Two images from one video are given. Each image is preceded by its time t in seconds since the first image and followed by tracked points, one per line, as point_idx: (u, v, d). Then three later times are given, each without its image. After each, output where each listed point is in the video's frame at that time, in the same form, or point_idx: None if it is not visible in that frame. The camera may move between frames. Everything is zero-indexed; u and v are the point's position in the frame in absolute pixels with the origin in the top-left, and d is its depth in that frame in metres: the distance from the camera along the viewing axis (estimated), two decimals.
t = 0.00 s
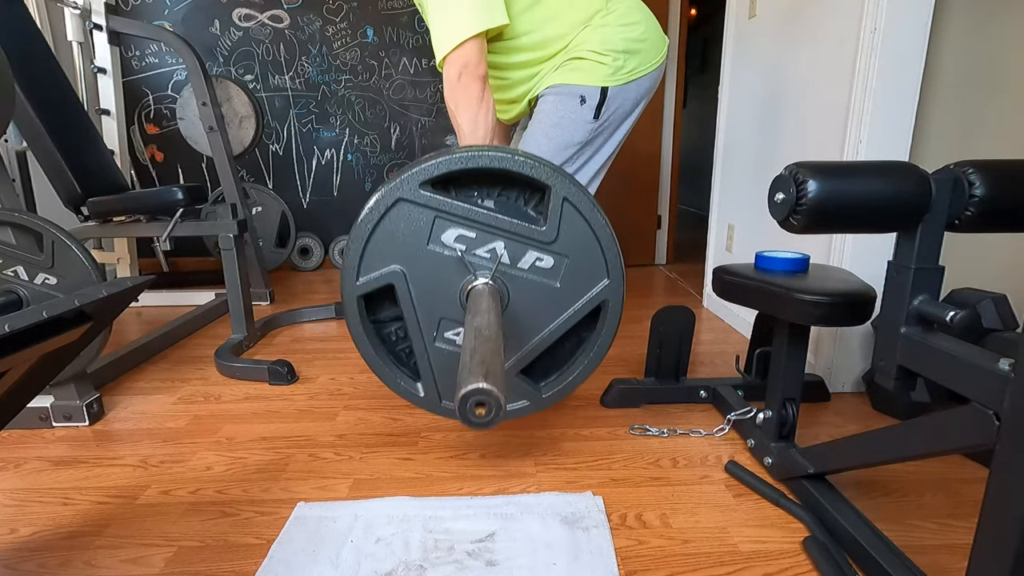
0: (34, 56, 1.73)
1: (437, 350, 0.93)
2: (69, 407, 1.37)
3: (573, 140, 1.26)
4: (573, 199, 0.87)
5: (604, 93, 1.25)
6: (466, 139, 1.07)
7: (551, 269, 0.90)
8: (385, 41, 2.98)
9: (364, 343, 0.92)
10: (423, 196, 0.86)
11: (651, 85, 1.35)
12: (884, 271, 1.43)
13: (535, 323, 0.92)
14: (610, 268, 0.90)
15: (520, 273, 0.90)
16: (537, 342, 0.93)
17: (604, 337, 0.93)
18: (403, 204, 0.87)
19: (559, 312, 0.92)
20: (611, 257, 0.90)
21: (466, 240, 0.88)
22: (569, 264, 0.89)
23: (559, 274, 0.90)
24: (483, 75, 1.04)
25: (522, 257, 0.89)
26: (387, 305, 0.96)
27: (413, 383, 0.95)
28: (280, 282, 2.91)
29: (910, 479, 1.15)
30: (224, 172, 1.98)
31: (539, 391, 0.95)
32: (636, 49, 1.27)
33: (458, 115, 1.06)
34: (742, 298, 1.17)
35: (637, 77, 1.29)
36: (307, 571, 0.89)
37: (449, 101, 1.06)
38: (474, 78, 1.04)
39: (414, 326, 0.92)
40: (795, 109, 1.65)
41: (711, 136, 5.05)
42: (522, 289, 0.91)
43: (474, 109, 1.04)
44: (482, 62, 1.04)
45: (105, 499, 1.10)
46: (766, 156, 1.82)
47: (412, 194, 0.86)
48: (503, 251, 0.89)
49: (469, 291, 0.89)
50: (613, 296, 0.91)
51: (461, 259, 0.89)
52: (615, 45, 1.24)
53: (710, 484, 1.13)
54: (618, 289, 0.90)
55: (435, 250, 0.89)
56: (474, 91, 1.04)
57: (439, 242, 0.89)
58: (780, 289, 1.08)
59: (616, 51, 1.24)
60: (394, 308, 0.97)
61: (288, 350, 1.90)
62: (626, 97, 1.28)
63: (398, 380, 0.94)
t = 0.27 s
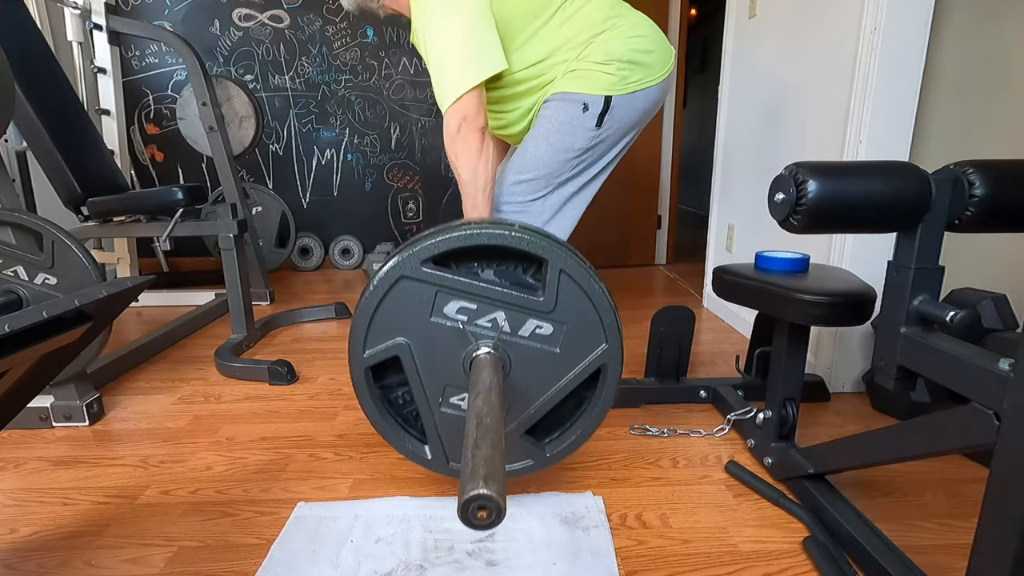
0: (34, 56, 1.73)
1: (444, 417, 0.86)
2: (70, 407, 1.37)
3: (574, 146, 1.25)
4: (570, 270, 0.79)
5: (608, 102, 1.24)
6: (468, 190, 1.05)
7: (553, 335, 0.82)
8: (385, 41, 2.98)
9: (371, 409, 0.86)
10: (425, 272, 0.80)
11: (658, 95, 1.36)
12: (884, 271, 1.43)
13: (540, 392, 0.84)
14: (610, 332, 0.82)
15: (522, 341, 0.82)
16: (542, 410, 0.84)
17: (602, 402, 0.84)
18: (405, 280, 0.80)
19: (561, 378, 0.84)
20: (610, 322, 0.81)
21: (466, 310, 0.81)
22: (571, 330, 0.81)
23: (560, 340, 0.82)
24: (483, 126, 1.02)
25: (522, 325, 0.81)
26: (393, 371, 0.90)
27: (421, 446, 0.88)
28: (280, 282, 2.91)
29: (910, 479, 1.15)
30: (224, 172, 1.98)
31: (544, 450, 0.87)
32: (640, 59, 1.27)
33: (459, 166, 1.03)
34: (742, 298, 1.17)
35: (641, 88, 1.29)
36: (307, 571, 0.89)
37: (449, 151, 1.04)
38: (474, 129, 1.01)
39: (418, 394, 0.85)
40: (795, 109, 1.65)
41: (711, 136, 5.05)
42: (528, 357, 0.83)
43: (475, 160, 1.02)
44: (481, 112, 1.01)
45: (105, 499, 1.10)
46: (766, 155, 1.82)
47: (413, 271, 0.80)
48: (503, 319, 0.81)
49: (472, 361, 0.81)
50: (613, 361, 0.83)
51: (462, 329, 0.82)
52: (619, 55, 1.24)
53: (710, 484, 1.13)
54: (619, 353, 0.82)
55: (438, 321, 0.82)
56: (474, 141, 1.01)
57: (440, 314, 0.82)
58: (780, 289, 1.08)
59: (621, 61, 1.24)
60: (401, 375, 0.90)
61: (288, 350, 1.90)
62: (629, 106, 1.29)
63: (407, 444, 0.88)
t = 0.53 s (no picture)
0: (34, 55, 1.73)
1: (447, 466, 0.86)
2: (70, 407, 1.37)
3: (574, 152, 1.27)
4: (563, 319, 0.79)
5: (609, 111, 1.26)
6: (470, 223, 1.15)
7: (550, 383, 0.82)
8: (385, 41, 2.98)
9: (375, 460, 0.87)
10: (421, 328, 0.80)
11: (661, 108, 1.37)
12: (883, 271, 1.43)
13: (539, 441, 0.84)
14: (606, 378, 0.81)
15: (519, 390, 0.82)
16: (542, 458, 0.84)
17: (603, 446, 0.84)
18: (401, 337, 0.81)
19: (560, 425, 0.83)
20: (605, 369, 0.81)
21: (463, 362, 0.82)
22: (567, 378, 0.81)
23: (557, 388, 0.82)
24: (483, 163, 1.10)
25: (519, 374, 0.81)
26: (396, 421, 0.91)
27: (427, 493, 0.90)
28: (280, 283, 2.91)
29: (910, 479, 1.15)
30: (224, 172, 1.98)
31: (545, 494, 0.89)
32: (642, 69, 1.28)
33: (461, 201, 1.13)
34: (742, 299, 1.17)
35: (645, 98, 1.30)
36: (307, 571, 0.89)
37: (451, 186, 1.13)
38: (474, 167, 1.09)
39: (420, 444, 0.85)
40: (795, 110, 1.65)
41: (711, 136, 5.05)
42: (526, 406, 0.82)
43: (476, 198, 1.12)
44: (481, 150, 1.09)
45: (105, 499, 1.10)
46: (766, 156, 1.82)
47: (409, 327, 0.80)
48: (500, 370, 0.81)
49: (471, 412, 0.81)
50: (610, 406, 0.82)
51: (459, 382, 0.82)
52: (621, 66, 1.26)
53: (710, 484, 1.13)
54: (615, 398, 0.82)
55: (436, 374, 0.82)
56: (475, 179, 1.10)
57: (438, 367, 0.82)
58: (780, 289, 1.08)
59: (622, 72, 1.26)
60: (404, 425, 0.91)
61: (288, 350, 1.90)
62: (631, 116, 1.30)
63: (411, 493, 0.89)
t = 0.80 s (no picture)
0: (34, 55, 1.73)
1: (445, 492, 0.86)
2: (70, 407, 1.37)
3: (571, 159, 1.27)
4: (553, 344, 0.79)
5: (608, 120, 1.27)
6: (469, 247, 1.17)
7: (543, 408, 0.81)
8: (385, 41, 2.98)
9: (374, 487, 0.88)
10: (414, 357, 0.80)
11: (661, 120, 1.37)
12: (883, 271, 1.43)
13: (535, 466, 0.84)
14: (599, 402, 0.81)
15: (513, 415, 0.82)
16: (537, 482, 0.84)
17: (599, 469, 0.84)
18: (395, 366, 0.81)
19: (555, 448, 0.83)
20: (597, 392, 0.80)
21: (457, 389, 0.81)
22: (560, 402, 0.81)
23: (551, 412, 0.81)
24: (482, 186, 1.12)
25: (512, 400, 0.81)
26: (394, 447, 0.91)
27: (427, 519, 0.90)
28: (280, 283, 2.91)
29: (910, 479, 1.15)
30: (224, 172, 1.98)
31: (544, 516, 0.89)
32: (644, 78, 1.28)
33: (461, 226, 1.15)
34: (742, 298, 1.17)
35: (647, 108, 1.30)
36: (308, 571, 0.89)
37: (451, 211, 1.15)
38: (473, 190, 1.11)
39: (418, 470, 0.85)
40: (795, 111, 1.65)
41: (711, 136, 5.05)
42: (521, 430, 0.82)
43: (475, 222, 1.14)
44: (479, 174, 1.11)
45: (105, 499, 1.10)
46: (766, 157, 1.82)
47: (403, 357, 0.80)
48: (493, 396, 0.81)
49: (466, 438, 0.81)
50: (604, 429, 0.82)
51: (453, 409, 0.82)
52: (623, 75, 1.26)
53: (710, 484, 1.12)
54: (609, 421, 0.81)
55: (431, 403, 0.82)
56: (474, 203, 1.12)
57: (433, 395, 0.82)
58: (780, 289, 1.08)
59: (623, 82, 1.26)
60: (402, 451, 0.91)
61: (288, 350, 1.90)
62: (632, 126, 1.31)
63: (412, 518, 0.90)
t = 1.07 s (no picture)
0: (34, 55, 1.73)
1: (442, 493, 0.86)
2: (70, 407, 1.37)
3: (566, 161, 1.27)
4: (544, 343, 0.78)
5: (604, 122, 1.27)
6: (466, 249, 1.18)
7: (537, 407, 0.81)
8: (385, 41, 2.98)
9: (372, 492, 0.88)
10: (407, 360, 0.80)
11: (658, 122, 1.37)
12: (883, 271, 1.43)
13: (530, 465, 0.84)
14: (592, 399, 0.81)
15: (507, 415, 0.82)
16: (534, 482, 0.84)
17: (594, 467, 0.84)
18: (388, 371, 0.81)
19: (550, 447, 0.83)
20: (590, 389, 0.80)
21: (451, 391, 0.82)
22: (553, 401, 0.81)
23: (544, 410, 0.81)
24: (477, 191, 1.13)
25: (506, 400, 0.81)
26: (391, 450, 0.91)
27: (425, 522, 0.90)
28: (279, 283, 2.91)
29: (910, 479, 1.15)
30: (224, 172, 1.98)
31: (542, 516, 0.89)
32: (641, 82, 1.28)
33: (457, 230, 1.17)
34: (742, 299, 1.17)
35: (643, 112, 1.31)
36: (307, 571, 0.89)
37: (446, 216, 1.16)
38: (468, 196, 1.12)
39: (414, 472, 0.86)
40: (795, 110, 1.65)
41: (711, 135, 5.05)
42: (515, 430, 0.82)
43: (470, 225, 1.15)
44: (473, 179, 1.11)
45: (105, 499, 1.10)
46: (765, 158, 1.82)
47: (395, 360, 0.80)
48: (487, 397, 0.81)
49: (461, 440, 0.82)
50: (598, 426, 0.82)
51: (448, 411, 0.82)
52: (619, 78, 1.26)
53: (710, 484, 1.12)
54: (602, 418, 0.81)
55: (425, 406, 0.82)
56: (469, 208, 1.14)
57: (427, 398, 0.82)
58: (780, 288, 1.08)
59: (620, 85, 1.26)
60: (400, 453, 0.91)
61: (288, 350, 1.90)
62: (629, 128, 1.31)
63: (411, 522, 0.90)
